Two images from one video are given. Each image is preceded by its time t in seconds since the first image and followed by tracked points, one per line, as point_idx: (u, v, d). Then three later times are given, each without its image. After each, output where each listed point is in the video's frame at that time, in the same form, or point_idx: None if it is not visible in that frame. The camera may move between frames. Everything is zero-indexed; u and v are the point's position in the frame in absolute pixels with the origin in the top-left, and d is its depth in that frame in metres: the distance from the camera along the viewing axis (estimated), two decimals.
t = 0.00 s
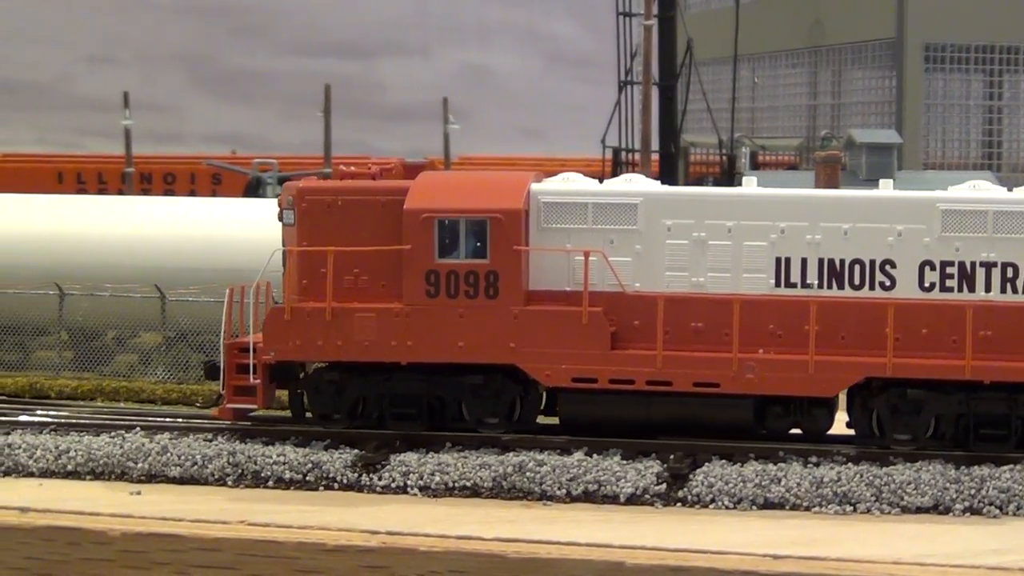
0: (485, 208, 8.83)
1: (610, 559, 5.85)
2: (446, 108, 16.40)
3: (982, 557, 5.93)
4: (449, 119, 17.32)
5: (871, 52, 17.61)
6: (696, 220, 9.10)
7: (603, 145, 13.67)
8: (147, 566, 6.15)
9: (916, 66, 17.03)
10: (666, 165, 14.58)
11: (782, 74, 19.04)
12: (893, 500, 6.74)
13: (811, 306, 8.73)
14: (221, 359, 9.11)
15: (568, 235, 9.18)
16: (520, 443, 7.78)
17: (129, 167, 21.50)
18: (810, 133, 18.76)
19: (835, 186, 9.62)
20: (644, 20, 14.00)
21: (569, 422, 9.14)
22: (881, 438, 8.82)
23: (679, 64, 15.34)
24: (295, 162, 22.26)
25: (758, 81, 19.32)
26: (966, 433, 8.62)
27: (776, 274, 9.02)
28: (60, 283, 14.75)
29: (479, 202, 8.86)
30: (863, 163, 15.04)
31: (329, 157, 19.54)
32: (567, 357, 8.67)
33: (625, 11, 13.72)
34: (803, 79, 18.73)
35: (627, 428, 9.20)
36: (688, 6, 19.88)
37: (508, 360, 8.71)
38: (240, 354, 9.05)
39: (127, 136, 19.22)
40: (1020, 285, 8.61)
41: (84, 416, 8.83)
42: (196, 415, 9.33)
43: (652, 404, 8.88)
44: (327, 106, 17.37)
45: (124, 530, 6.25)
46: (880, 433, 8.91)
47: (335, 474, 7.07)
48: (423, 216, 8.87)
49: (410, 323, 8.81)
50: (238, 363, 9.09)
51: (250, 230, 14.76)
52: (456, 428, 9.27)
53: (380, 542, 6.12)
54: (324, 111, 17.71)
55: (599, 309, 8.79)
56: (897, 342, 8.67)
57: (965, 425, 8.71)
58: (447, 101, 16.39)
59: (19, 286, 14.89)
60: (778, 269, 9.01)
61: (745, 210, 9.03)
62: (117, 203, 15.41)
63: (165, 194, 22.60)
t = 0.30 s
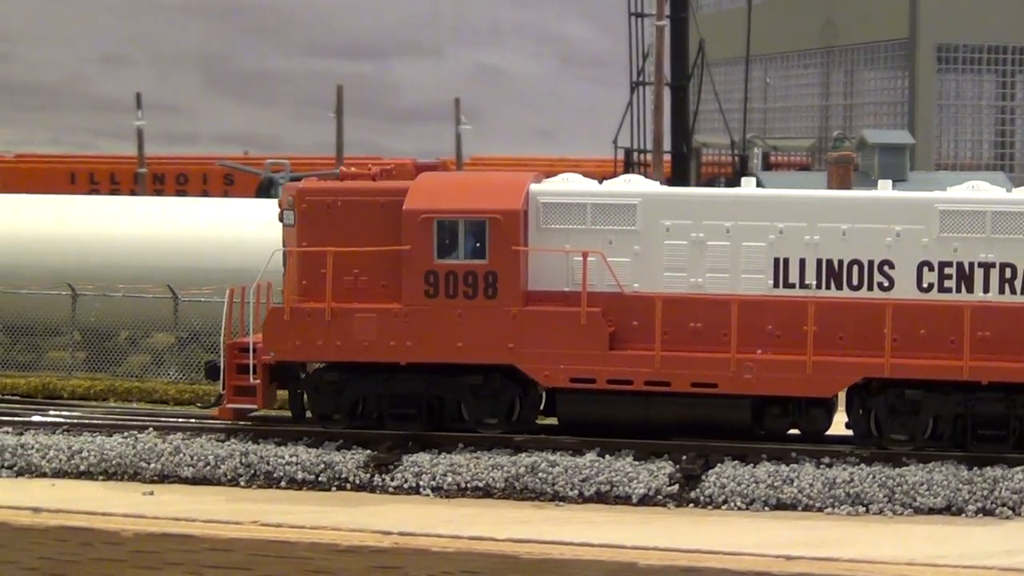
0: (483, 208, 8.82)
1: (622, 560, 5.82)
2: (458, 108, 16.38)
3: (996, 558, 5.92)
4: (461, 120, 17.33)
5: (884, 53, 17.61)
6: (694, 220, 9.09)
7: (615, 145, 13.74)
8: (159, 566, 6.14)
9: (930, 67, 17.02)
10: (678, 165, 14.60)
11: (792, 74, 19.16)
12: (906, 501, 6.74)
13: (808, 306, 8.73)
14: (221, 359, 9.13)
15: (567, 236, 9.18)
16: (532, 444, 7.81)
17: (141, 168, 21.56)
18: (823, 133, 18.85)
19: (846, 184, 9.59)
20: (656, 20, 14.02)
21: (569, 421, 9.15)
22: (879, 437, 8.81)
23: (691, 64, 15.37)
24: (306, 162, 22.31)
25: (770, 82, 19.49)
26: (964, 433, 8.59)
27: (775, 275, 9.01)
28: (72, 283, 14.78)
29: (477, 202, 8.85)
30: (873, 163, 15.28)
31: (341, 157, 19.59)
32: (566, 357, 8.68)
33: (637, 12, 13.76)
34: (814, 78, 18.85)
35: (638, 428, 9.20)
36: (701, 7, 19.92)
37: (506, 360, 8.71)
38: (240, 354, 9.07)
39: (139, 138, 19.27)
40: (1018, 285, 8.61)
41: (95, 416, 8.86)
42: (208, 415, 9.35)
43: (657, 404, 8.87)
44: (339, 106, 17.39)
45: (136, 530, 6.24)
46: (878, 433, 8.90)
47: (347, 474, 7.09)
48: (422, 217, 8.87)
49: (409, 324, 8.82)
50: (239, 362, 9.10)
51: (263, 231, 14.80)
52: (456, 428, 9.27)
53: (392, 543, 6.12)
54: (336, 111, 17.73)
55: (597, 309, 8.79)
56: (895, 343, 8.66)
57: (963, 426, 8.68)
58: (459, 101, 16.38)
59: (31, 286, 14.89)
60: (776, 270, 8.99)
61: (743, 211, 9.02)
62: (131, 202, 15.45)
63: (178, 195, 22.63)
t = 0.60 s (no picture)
0: (478, 208, 8.82)
1: (635, 559, 5.80)
2: (468, 108, 16.37)
3: (1009, 558, 5.90)
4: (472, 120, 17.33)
5: (895, 53, 17.62)
6: (688, 220, 9.09)
7: (626, 144, 13.75)
8: (170, 566, 6.11)
9: (941, 67, 17.06)
10: (689, 165, 14.59)
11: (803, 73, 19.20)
12: (918, 501, 6.75)
13: (802, 305, 8.73)
14: (217, 358, 9.13)
15: (561, 236, 9.19)
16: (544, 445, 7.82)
17: (152, 168, 21.59)
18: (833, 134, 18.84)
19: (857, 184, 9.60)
20: (667, 20, 14.04)
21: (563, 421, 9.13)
22: (872, 437, 8.80)
23: (702, 64, 15.38)
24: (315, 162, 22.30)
25: (781, 83, 19.42)
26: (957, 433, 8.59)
27: (769, 274, 8.99)
28: (83, 283, 14.77)
29: (472, 202, 8.85)
30: (884, 163, 15.28)
31: (350, 158, 19.59)
32: (560, 357, 8.65)
33: (648, 11, 13.76)
34: (825, 78, 18.83)
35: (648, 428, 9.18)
36: (711, 7, 19.93)
37: (501, 360, 8.69)
38: (236, 354, 9.03)
39: (150, 138, 19.29)
40: (1013, 285, 8.58)
41: (104, 416, 8.89)
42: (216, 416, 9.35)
43: (656, 404, 8.88)
44: (349, 106, 17.40)
45: (148, 530, 6.22)
46: (871, 432, 8.88)
47: (359, 474, 7.10)
48: (417, 216, 8.87)
49: (404, 323, 8.81)
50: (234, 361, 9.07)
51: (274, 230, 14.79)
52: (451, 427, 9.27)
53: (404, 543, 6.10)
54: (346, 112, 17.71)
55: (592, 309, 8.78)
56: (890, 343, 8.65)
57: (956, 426, 8.69)
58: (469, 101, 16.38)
59: (42, 286, 14.88)
60: (770, 270, 8.98)
61: (737, 211, 9.02)
62: (147, 202, 15.48)
63: (189, 195, 22.63)
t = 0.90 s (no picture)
0: (468, 208, 8.82)
1: (645, 559, 5.78)
2: (480, 108, 16.38)
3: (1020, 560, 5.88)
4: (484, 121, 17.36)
5: (907, 54, 17.66)
6: (677, 221, 9.08)
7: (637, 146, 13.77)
8: (180, 566, 6.06)
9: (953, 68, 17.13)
10: (700, 167, 14.61)
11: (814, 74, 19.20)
12: (929, 502, 6.76)
13: (790, 305, 8.70)
14: (210, 358, 9.15)
15: (551, 236, 9.19)
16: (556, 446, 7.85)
17: (164, 168, 21.64)
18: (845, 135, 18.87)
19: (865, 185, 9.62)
20: (679, 21, 14.06)
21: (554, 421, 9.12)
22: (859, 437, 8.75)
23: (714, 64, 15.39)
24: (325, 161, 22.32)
25: (792, 83, 19.40)
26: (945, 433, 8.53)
27: (758, 275, 8.97)
28: (96, 284, 14.81)
29: (462, 202, 8.86)
30: (895, 165, 15.29)
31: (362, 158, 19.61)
32: (551, 357, 8.63)
33: (659, 12, 13.77)
34: (837, 79, 18.85)
35: (658, 430, 9.16)
36: (722, 8, 19.95)
37: (491, 361, 8.68)
38: (228, 354, 9.10)
39: (163, 139, 19.34)
40: (1002, 286, 8.53)
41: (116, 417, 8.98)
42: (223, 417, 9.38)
43: (646, 405, 8.85)
44: (362, 107, 17.40)
45: (160, 529, 6.17)
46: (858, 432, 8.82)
47: (371, 475, 7.14)
48: (407, 217, 8.87)
49: (395, 324, 8.80)
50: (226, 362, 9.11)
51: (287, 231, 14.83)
52: (440, 427, 9.26)
53: (414, 543, 6.08)
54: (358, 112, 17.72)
55: (581, 309, 8.77)
56: (879, 343, 8.63)
57: (944, 426, 8.63)
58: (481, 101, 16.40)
59: (55, 286, 14.93)
60: (759, 270, 8.95)
61: (726, 211, 9.00)
62: (160, 203, 15.52)
63: (201, 195, 22.68)
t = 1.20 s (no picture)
0: (470, 209, 8.81)
1: (656, 560, 5.76)
2: (491, 108, 16.36)
3: None
4: (495, 122, 17.37)
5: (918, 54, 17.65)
6: (678, 221, 9.07)
7: (648, 146, 13.79)
8: (193, 567, 6.04)
9: (964, 68, 17.13)
10: (711, 167, 14.62)
11: (825, 75, 19.13)
12: (940, 503, 6.75)
13: (792, 305, 8.68)
14: (212, 357, 9.12)
15: (552, 236, 9.18)
16: (566, 446, 7.84)
17: (175, 168, 21.68)
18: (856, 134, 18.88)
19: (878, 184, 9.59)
20: (690, 21, 14.07)
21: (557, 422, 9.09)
22: (863, 437, 8.71)
23: (725, 64, 15.39)
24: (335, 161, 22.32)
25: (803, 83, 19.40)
26: (947, 433, 8.49)
27: (759, 275, 8.96)
28: (107, 284, 14.83)
29: (464, 202, 8.85)
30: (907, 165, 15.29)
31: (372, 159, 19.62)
32: (553, 358, 8.62)
33: (670, 13, 13.78)
34: (848, 79, 18.83)
35: (669, 431, 9.16)
36: (732, 8, 19.96)
37: (493, 361, 8.67)
38: (231, 354, 9.07)
39: (174, 139, 19.36)
40: (1004, 286, 8.52)
41: (127, 417, 9.01)
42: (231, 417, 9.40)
43: (649, 405, 8.83)
44: (372, 107, 17.40)
45: (172, 529, 6.16)
46: (861, 432, 8.79)
47: (381, 475, 7.15)
48: (409, 217, 8.86)
49: (397, 324, 8.79)
50: (230, 361, 9.08)
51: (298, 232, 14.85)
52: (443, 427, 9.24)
53: (425, 543, 6.07)
54: (368, 113, 17.72)
55: (583, 309, 8.76)
56: (882, 343, 8.59)
57: (947, 426, 8.59)
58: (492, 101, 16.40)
59: (67, 286, 14.96)
60: (761, 270, 8.94)
61: (727, 211, 9.00)
62: (172, 203, 15.55)
63: (211, 195, 22.71)
